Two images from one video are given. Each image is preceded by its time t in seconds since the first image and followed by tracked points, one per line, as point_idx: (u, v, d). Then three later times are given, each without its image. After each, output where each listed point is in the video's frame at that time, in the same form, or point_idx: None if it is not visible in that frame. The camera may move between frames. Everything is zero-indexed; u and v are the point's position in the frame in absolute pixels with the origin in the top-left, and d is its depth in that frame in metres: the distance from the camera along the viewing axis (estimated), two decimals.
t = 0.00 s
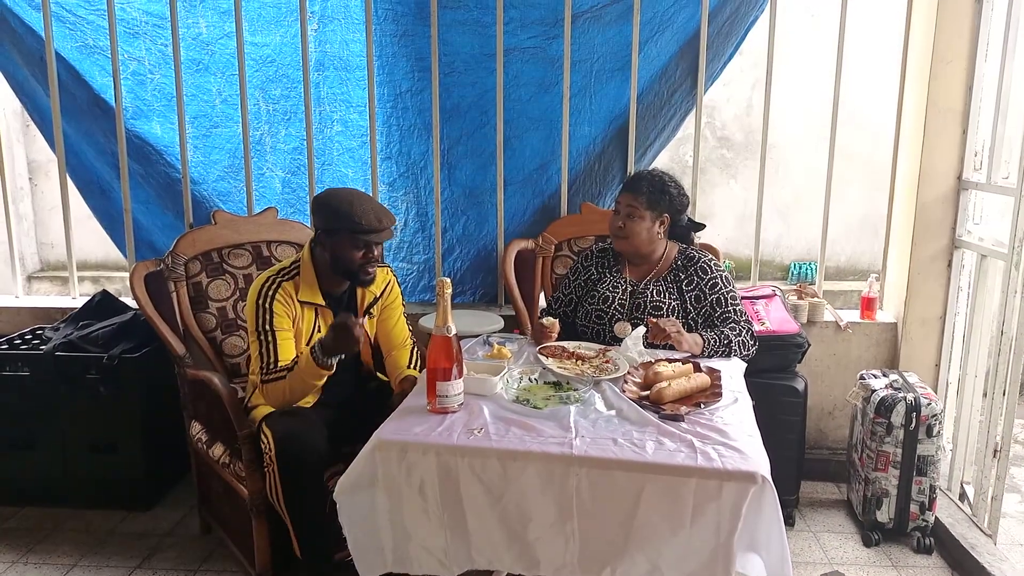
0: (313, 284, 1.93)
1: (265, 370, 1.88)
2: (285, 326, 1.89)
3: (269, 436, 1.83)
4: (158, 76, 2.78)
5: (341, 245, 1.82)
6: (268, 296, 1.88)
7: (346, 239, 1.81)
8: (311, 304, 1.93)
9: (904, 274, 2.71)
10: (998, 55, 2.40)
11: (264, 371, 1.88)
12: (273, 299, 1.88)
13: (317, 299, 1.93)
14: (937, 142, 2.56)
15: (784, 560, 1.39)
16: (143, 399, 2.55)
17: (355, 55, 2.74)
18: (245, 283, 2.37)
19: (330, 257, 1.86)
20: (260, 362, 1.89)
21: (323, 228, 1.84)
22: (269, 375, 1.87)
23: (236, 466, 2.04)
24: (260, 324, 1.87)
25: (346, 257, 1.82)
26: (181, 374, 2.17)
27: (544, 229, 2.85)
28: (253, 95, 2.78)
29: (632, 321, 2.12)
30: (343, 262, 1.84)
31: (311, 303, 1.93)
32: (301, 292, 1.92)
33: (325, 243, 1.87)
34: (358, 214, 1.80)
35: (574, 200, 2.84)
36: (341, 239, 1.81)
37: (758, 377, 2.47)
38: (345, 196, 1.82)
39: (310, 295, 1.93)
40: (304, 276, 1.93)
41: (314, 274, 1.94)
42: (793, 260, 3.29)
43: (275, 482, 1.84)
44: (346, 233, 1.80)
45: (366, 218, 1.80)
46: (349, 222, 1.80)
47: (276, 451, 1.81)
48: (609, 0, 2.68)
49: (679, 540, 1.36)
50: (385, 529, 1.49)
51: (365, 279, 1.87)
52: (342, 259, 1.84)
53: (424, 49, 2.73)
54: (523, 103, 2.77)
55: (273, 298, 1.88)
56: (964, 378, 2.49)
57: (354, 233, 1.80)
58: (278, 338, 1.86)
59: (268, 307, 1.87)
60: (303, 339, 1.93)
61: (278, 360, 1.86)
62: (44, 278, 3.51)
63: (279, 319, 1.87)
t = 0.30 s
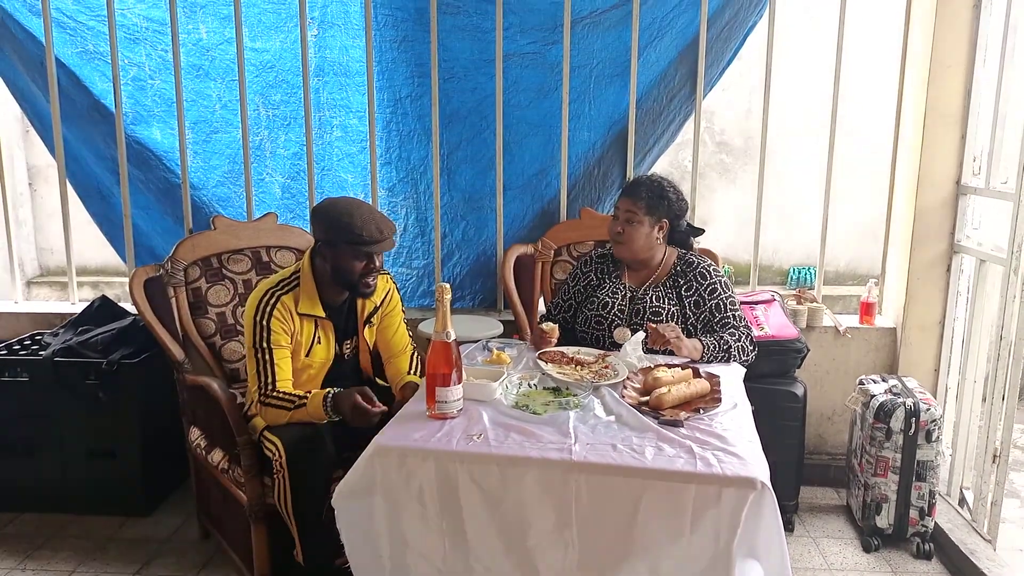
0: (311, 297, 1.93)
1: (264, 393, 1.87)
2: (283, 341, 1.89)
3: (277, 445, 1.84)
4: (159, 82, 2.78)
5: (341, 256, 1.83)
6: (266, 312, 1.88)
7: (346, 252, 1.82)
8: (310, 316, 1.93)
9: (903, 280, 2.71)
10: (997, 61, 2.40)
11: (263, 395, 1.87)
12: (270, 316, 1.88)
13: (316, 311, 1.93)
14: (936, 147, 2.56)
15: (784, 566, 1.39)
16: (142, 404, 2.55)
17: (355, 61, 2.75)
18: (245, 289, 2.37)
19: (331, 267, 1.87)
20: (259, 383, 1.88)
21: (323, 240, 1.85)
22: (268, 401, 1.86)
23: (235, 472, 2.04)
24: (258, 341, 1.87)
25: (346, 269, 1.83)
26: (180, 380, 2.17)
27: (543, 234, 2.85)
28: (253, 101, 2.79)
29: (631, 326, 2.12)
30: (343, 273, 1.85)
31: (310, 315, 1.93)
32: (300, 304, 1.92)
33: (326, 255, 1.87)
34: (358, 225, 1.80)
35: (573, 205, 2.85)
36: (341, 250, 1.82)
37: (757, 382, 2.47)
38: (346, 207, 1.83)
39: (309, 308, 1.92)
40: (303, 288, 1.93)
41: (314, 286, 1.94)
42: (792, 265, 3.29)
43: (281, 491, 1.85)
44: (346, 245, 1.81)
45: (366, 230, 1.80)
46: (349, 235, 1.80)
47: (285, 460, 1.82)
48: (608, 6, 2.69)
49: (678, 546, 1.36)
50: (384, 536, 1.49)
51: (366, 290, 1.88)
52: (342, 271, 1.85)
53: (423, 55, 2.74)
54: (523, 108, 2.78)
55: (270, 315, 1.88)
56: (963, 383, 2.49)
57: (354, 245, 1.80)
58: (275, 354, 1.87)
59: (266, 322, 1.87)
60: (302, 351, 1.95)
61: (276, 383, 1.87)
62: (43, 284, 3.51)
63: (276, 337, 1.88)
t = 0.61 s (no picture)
0: (315, 290, 1.93)
1: (269, 395, 1.88)
2: (288, 339, 1.89)
3: (280, 446, 1.83)
4: (160, 83, 2.79)
5: (327, 229, 1.88)
6: (269, 311, 1.88)
7: (330, 221, 1.88)
8: (315, 310, 1.93)
9: (905, 281, 2.71)
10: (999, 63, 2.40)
11: (270, 395, 1.88)
12: (274, 315, 1.88)
13: (322, 305, 1.93)
14: (938, 149, 2.56)
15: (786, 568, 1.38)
16: (144, 405, 2.55)
17: (357, 62, 2.75)
18: (246, 290, 2.37)
19: (324, 248, 1.91)
20: (265, 386, 1.89)
21: (306, 226, 1.92)
22: (273, 403, 1.87)
23: (237, 473, 2.04)
24: (262, 340, 1.87)
25: (337, 238, 1.88)
26: (182, 380, 2.17)
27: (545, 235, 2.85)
28: (255, 102, 2.79)
29: (633, 328, 2.12)
30: (336, 245, 1.88)
31: (316, 310, 1.92)
32: (305, 300, 1.91)
33: (315, 239, 1.92)
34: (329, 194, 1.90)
35: (575, 207, 2.85)
36: (324, 225, 1.89)
37: (759, 383, 2.47)
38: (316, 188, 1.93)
39: (315, 301, 1.92)
40: (307, 283, 1.93)
41: (317, 277, 1.95)
42: (794, 267, 3.28)
43: (285, 491, 1.85)
44: (328, 216, 1.88)
45: (340, 193, 1.90)
46: (324, 205, 1.88)
47: (289, 460, 1.82)
48: (610, 8, 2.69)
49: (680, 548, 1.36)
50: (386, 537, 1.49)
51: (365, 254, 1.90)
52: (334, 244, 1.88)
53: (424, 56, 2.74)
54: (524, 110, 2.78)
55: (275, 313, 1.88)
56: (965, 385, 2.48)
57: (332, 212, 1.88)
58: (279, 354, 1.88)
59: (269, 322, 1.87)
60: (307, 348, 1.94)
61: (282, 384, 1.88)
62: (45, 284, 3.51)
63: (281, 336, 1.88)
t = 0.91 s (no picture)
0: (316, 291, 1.93)
1: (274, 395, 1.88)
2: (290, 339, 1.89)
3: (280, 448, 1.84)
4: (165, 84, 2.79)
5: (329, 229, 1.88)
6: (271, 311, 1.88)
7: (332, 222, 1.88)
8: (317, 311, 1.93)
9: (910, 281, 2.71)
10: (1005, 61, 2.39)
11: (275, 396, 1.87)
12: (275, 315, 1.88)
13: (323, 306, 1.93)
14: (943, 148, 2.55)
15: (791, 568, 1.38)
16: (150, 405, 2.56)
17: (361, 63, 2.75)
18: (252, 290, 2.38)
19: (327, 249, 1.91)
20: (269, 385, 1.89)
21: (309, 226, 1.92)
22: (279, 402, 1.87)
23: (243, 473, 2.05)
24: (264, 340, 1.88)
25: (338, 238, 1.88)
26: (188, 381, 2.18)
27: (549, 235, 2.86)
28: (260, 103, 2.80)
29: (638, 327, 2.12)
30: (338, 245, 1.89)
31: (317, 310, 1.93)
32: (306, 300, 1.91)
33: (318, 240, 1.93)
34: (332, 194, 1.90)
35: (580, 207, 2.85)
36: (326, 225, 1.89)
37: (763, 384, 2.47)
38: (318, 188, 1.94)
39: (315, 302, 1.92)
40: (308, 284, 1.93)
41: (319, 279, 1.96)
42: (798, 266, 3.28)
43: (285, 492, 1.86)
44: (330, 216, 1.89)
45: (342, 194, 1.91)
46: (327, 205, 1.89)
47: (287, 464, 1.82)
48: (614, 8, 2.69)
49: (686, 548, 1.36)
50: (392, 537, 1.49)
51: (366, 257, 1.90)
52: (336, 245, 1.89)
53: (429, 57, 2.74)
54: (529, 110, 2.78)
55: (276, 314, 1.88)
56: (971, 384, 2.48)
57: (335, 211, 1.88)
58: (282, 355, 1.88)
59: (272, 322, 1.88)
60: (310, 348, 1.95)
61: (287, 386, 1.88)
62: (51, 286, 3.52)
63: (283, 336, 1.88)
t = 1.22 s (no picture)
0: (322, 293, 1.93)
1: (285, 393, 1.88)
2: (297, 337, 1.90)
3: (288, 446, 1.84)
4: (167, 83, 2.80)
5: (341, 247, 1.88)
6: (279, 309, 1.89)
7: (344, 240, 1.87)
8: (322, 312, 1.94)
9: (912, 280, 2.70)
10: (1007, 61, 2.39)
11: (285, 393, 1.88)
12: (283, 313, 1.88)
13: (328, 308, 1.94)
14: (945, 147, 2.55)
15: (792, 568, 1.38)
16: (151, 404, 2.56)
17: (363, 61, 2.75)
18: (254, 289, 2.38)
19: (337, 261, 1.91)
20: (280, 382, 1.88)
21: (318, 236, 1.90)
22: (290, 400, 1.87)
23: (245, 471, 2.05)
24: (272, 338, 1.88)
25: (350, 256, 1.88)
26: (191, 379, 2.18)
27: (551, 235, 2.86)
28: (261, 102, 2.79)
29: (639, 326, 2.12)
30: (349, 262, 1.90)
31: (322, 311, 1.93)
32: (312, 301, 1.92)
33: (328, 251, 1.91)
34: (343, 211, 1.86)
35: (582, 206, 2.85)
36: (338, 242, 1.87)
37: (765, 383, 2.46)
38: (329, 199, 1.89)
39: (321, 304, 1.93)
40: (314, 285, 1.93)
41: (325, 281, 1.96)
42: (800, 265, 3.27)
43: (291, 490, 1.86)
44: (341, 234, 1.86)
45: (353, 211, 1.87)
46: (338, 223, 1.86)
47: (297, 461, 1.82)
48: (615, 7, 2.69)
49: (688, 547, 1.36)
50: (393, 535, 1.49)
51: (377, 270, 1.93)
52: (348, 261, 1.90)
53: (431, 56, 2.74)
54: (530, 109, 2.78)
55: (284, 311, 1.89)
56: (973, 384, 2.47)
57: (346, 230, 1.86)
58: (290, 352, 1.89)
59: (279, 320, 1.88)
60: (315, 348, 1.95)
61: (296, 382, 1.89)
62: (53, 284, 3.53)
63: (291, 334, 1.89)
